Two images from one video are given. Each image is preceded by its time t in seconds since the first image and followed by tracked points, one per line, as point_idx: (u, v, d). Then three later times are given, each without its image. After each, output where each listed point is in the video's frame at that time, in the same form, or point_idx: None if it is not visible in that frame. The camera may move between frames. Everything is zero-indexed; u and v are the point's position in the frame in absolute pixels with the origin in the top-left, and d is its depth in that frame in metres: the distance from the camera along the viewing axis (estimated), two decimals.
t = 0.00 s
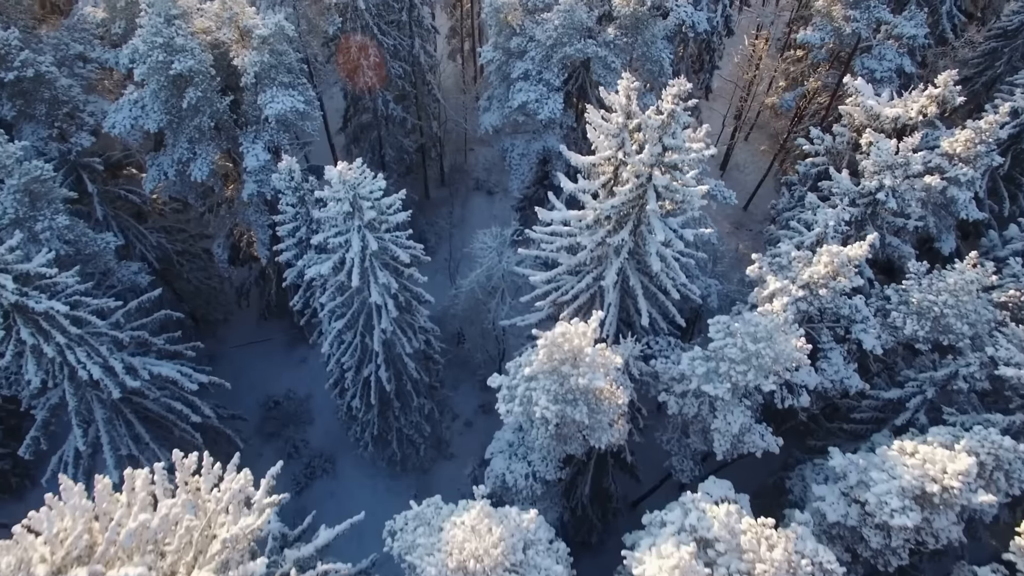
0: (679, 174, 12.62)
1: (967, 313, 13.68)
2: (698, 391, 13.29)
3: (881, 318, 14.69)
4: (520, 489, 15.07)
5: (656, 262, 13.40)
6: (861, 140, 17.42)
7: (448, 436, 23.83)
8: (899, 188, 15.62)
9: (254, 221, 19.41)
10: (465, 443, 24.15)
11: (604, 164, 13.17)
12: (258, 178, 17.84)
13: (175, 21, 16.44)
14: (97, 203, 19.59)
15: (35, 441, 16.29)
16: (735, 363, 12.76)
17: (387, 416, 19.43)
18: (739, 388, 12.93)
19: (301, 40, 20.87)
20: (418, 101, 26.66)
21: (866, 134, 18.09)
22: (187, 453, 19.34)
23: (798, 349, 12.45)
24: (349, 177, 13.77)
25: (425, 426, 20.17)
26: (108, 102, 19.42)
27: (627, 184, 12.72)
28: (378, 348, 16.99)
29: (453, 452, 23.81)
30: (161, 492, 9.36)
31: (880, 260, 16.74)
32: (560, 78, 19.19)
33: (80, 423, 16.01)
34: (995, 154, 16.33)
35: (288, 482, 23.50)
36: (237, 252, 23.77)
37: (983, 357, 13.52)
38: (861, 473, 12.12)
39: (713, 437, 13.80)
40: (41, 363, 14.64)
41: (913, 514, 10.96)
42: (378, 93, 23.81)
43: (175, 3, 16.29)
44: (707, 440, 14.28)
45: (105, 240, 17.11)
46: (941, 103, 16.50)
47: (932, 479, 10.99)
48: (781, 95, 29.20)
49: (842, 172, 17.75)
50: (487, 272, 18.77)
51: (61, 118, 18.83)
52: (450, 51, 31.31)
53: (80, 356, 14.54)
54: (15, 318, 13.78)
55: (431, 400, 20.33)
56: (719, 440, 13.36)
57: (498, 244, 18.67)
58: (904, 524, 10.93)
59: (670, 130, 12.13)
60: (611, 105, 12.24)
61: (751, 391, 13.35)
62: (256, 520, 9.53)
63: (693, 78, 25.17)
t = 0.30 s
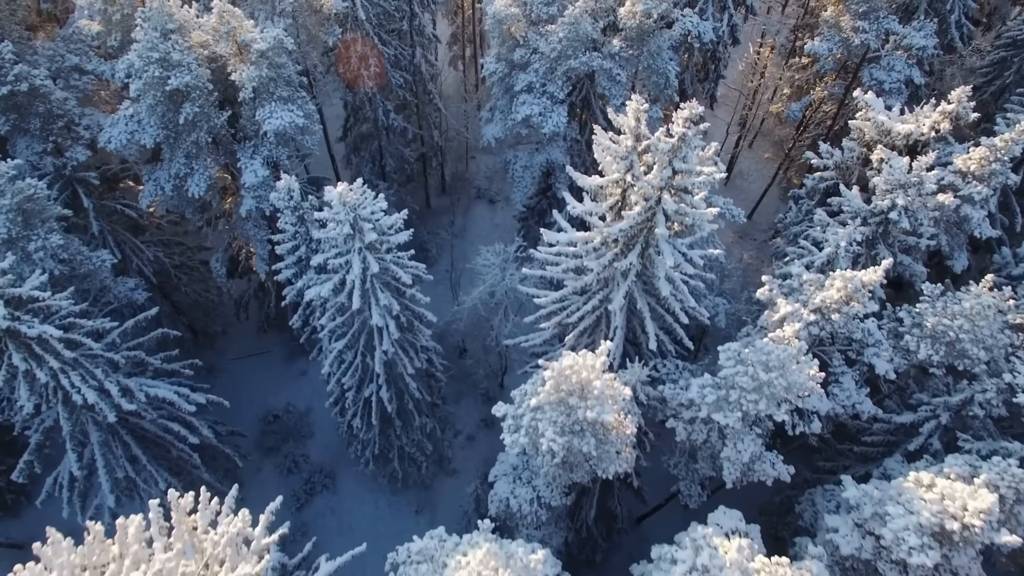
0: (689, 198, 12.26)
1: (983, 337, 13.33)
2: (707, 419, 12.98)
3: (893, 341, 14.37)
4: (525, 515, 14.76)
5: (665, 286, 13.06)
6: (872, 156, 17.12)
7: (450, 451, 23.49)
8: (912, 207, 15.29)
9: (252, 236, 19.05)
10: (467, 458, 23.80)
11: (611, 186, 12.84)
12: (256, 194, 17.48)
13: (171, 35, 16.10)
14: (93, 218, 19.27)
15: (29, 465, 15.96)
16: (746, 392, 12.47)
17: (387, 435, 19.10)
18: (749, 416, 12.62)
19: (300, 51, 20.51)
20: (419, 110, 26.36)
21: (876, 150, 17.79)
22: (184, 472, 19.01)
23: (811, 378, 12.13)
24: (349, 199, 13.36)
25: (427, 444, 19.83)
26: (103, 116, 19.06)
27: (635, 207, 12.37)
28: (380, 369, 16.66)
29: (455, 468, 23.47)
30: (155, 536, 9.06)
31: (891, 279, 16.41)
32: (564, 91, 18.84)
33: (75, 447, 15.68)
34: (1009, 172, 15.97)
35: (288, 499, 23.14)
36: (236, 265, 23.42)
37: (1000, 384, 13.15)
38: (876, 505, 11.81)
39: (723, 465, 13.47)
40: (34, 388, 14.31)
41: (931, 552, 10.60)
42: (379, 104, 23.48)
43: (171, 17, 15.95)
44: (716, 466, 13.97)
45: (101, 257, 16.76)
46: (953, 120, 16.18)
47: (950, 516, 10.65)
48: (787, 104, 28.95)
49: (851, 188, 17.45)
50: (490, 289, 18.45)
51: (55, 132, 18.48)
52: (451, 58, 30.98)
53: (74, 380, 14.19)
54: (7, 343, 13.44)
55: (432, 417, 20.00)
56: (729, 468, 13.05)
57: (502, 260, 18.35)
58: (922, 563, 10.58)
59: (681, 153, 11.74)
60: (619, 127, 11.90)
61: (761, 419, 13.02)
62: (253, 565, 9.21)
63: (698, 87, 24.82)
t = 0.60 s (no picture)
0: (698, 220, 11.97)
1: (998, 360, 13.02)
2: (715, 445, 12.73)
3: (905, 362, 14.07)
4: (529, 538, 14.47)
5: (673, 308, 12.78)
6: (881, 171, 16.86)
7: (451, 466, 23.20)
8: (923, 226, 15.02)
9: (251, 249, 18.76)
10: (469, 472, 23.51)
11: (618, 207, 12.55)
12: (255, 208, 17.16)
13: (168, 48, 15.80)
14: (89, 232, 18.99)
15: (23, 486, 15.66)
16: (756, 418, 12.22)
17: (389, 451, 18.81)
18: (759, 443, 12.38)
19: (300, 61, 20.21)
20: (420, 119, 26.14)
21: (885, 164, 17.53)
22: (182, 490, 18.73)
23: (823, 405, 11.85)
24: (350, 219, 13.06)
25: (429, 461, 19.55)
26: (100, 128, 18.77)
27: (643, 230, 12.09)
28: (381, 388, 16.37)
29: (457, 482, 23.17)
30: None
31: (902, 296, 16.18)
32: (567, 103, 18.53)
33: (69, 468, 15.38)
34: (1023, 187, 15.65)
35: (289, 514, 22.84)
36: (235, 277, 23.13)
37: (1017, 408, 12.83)
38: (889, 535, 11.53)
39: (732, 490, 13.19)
40: (27, 411, 14.01)
41: None
42: (379, 113, 23.19)
43: (168, 29, 15.66)
44: (725, 491, 13.71)
45: (96, 274, 16.49)
46: (966, 135, 15.94)
47: (969, 551, 10.34)
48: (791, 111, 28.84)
49: (861, 203, 17.20)
50: (493, 304, 18.19)
51: (51, 145, 18.18)
52: (452, 64, 30.72)
53: (69, 403, 13.87)
54: None
55: (434, 434, 19.71)
56: (738, 495, 12.78)
57: (505, 276, 18.10)
58: None
59: (692, 176, 11.41)
60: (627, 148, 11.60)
61: (771, 445, 12.75)
62: None
63: (703, 95, 24.54)
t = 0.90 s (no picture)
0: (709, 246, 11.62)
1: (1016, 388, 12.67)
2: (726, 476, 12.39)
3: (919, 388, 13.73)
4: (534, 566, 14.12)
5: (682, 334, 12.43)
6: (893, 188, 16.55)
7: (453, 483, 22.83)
8: (938, 247, 14.70)
9: (250, 266, 18.43)
10: (471, 488, 23.14)
11: (627, 233, 12.22)
12: (253, 226, 16.80)
13: (164, 64, 15.46)
14: (85, 247, 18.67)
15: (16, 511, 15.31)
16: (769, 450, 11.89)
17: (390, 471, 18.46)
18: (771, 474, 12.04)
19: (300, 73, 19.93)
20: (421, 128, 25.79)
21: (897, 180, 17.24)
22: (180, 510, 18.39)
23: (838, 437, 11.50)
24: (351, 243, 12.69)
25: (431, 480, 19.20)
26: (96, 143, 18.45)
27: (653, 257, 11.74)
28: (382, 410, 16.02)
29: (459, 499, 22.80)
30: None
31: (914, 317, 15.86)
32: (572, 117, 18.18)
33: (64, 494, 15.02)
34: None
35: (288, 531, 22.49)
36: (234, 291, 22.80)
37: None
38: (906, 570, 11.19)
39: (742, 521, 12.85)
40: (20, 438, 13.66)
41: None
42: (379, 124, 22.85)
43: (164, 45, 15.32)
44: (735, 519, 13.38)
45: (92, 294, 16.16)
46: (980, 152, 15.65)
47: None
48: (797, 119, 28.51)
49: (872, 221, 16.91)
50: (496, 323, 17.86)
51: (46, 161, 17.85)
52: (453, 71, 30.39)
53: (63, 429, 13.53)
54: None
55: (437, 453, 19.35)
56: (749, 527, 12.44)
57: (509, 294, 17.78)
58: None
59: (704, 203, 11.05)
60: (636, 173, 11.27)
61: (783, 476, 12.41)
62: None
63: (708, 105, 24.21)
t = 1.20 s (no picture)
0: (720, 271, 11.31)
1: None
2: (736, 505, 12.10)
3: (932, 411, 13.42)
4: None
5: (691, 358, 12.12)
6: (903, 204, 16.32)
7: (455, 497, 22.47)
8: (951, 266, 14.40)
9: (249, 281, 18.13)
10: (473, 503, 22.77)
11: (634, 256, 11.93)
12: (252, 242, 16.49)
13: (160, 79, 15.16)
14: (81, 262, 18.39)
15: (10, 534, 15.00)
16: (780, 479, 11.58)
17: (392, 490, 18.13)
18: (782, 504, 11.75)
19: (300, 85, 19.68)
20: (423, 138, 25.49)
21: (907, 196, 17.02)
22: (178, 529, 18.08)
23: (852, 467, 11.19)
24: (352, 265, 12.39)
25: (433, 499, 18.86)
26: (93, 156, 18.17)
27: (662, 282, 11.45)
28: (383, 431, 15.71)
29: (461, 514, 22.40)
30: None
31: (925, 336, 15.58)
32: (577, 130, 17.85)
33: (59, 517, 14.71)
34: None
35: (288, 546, 22.17)
36: (233, 303, 22.51)
37: None
38: None
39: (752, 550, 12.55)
40: (13, 463, 13.35)
41: None
42: (380, 135, 22.58)
43: (161, 60, 15.04)
44: (744, 547, 13.07)
45: (88, 313, 15.89)
46: (993, 169, 15.41)
47: None
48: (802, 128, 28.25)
49: (882, 237, 16.66)
50: (499, 340, 17.57)
51: (41, 175, 17.56)
52: (454, 78, 30.14)
53: (57, 454, 13.20)
54: None
55: (439, 470, 19.03)
56: (759, 557, 12.12)
57: (513, 310, 17.50)
58: None
59: (715, 229, 10.73)
60: (645, 197, 10.98)
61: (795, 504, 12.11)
62: None
63: (713, 114, 23.94)
